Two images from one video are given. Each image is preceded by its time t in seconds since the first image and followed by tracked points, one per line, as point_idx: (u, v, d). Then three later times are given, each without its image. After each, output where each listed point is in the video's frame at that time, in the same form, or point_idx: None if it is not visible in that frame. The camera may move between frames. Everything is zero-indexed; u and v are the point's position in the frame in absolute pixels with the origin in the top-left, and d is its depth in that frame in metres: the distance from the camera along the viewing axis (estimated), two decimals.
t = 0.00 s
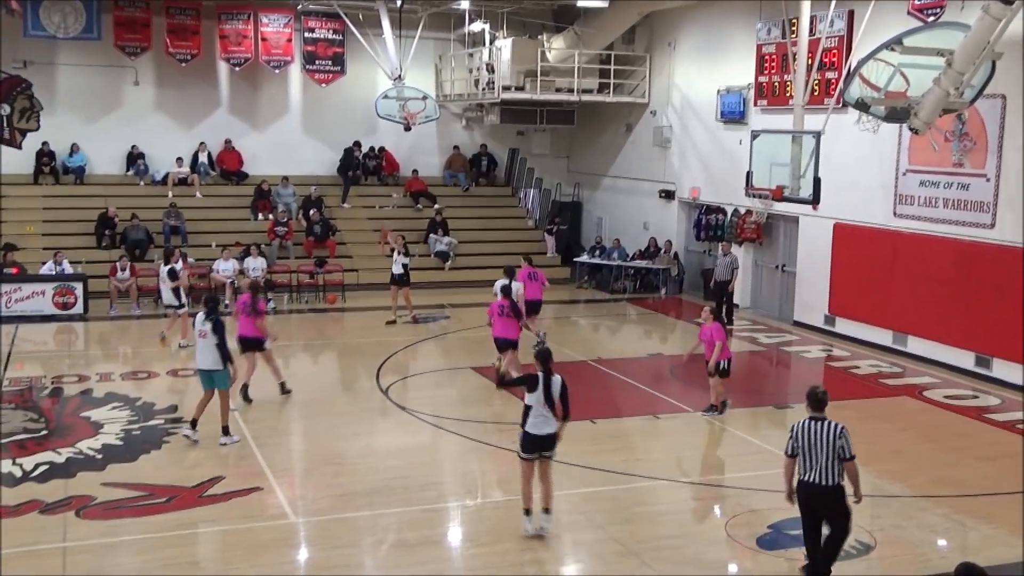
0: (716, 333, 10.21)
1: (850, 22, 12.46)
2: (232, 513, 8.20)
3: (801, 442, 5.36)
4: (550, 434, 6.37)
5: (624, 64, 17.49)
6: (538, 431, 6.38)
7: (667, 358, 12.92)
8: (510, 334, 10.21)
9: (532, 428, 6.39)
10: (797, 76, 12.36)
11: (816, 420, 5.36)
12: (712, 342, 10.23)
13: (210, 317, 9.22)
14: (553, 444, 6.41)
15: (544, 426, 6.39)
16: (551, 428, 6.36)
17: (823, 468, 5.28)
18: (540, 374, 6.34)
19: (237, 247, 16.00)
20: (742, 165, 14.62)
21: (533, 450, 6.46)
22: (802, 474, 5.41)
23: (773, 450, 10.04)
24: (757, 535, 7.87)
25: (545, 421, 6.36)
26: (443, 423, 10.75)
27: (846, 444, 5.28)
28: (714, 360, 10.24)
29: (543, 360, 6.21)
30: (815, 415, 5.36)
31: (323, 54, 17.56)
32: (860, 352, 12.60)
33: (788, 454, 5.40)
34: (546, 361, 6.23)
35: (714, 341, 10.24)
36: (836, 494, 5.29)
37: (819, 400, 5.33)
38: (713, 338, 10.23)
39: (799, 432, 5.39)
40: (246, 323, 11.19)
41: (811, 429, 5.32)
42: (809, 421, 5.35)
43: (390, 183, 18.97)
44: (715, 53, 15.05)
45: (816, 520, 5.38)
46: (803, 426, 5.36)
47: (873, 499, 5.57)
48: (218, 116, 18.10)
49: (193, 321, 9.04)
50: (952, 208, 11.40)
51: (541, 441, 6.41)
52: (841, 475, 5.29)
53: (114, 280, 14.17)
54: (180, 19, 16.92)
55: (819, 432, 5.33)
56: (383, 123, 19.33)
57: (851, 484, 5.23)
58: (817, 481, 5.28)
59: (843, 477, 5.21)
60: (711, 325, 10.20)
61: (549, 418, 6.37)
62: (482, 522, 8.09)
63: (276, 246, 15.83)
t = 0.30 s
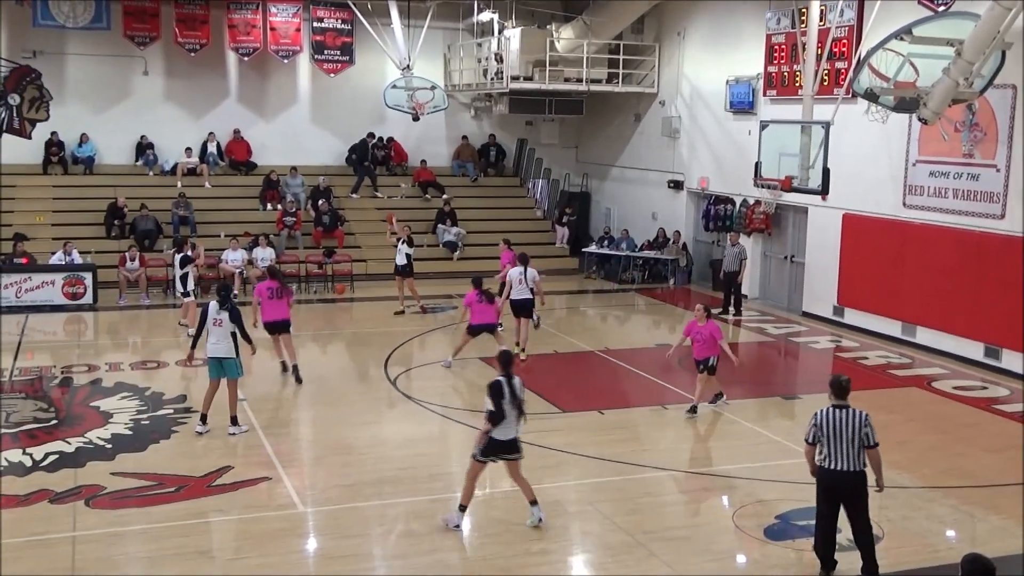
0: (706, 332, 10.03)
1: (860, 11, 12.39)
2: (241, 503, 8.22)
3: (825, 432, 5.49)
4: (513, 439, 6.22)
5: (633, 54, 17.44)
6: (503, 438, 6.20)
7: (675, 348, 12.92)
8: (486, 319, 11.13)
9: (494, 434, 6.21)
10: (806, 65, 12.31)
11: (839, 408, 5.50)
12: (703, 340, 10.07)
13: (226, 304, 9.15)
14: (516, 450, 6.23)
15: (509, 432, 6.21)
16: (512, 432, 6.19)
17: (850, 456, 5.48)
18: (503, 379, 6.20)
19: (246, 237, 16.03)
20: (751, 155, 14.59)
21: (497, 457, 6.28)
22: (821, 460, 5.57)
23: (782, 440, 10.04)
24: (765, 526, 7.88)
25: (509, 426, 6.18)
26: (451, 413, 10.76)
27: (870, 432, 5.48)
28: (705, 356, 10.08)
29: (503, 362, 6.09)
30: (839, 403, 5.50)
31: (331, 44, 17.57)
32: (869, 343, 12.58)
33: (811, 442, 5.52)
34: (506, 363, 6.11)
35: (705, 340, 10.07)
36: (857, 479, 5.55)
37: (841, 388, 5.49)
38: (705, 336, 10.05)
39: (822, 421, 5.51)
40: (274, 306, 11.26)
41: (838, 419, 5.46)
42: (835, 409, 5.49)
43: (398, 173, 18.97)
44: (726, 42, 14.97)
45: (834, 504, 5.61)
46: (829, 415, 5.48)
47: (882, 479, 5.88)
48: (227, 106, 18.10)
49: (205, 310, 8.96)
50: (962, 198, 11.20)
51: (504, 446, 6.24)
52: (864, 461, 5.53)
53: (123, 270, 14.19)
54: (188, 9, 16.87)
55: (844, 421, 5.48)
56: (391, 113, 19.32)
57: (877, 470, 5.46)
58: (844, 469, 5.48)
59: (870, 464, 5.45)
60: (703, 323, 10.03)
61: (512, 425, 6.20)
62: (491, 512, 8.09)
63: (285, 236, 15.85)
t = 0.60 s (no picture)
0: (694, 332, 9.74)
1: (870, 10, 12.28)
2: (248, 502, 8.23)
3: (851, 432, 5.51)
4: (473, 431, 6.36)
5: (643, 53, 17.44)
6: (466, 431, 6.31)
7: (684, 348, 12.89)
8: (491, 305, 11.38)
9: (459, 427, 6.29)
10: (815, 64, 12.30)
11: (865, 409, 5.54)
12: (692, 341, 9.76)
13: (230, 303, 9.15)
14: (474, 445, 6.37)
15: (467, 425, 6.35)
16: (473, 427, 6.34)
17: (872, 456, 5.52)
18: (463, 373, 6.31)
19: (256, 237, 16.05)
20: (761, 154, 14.57)
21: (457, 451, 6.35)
22: (841, 459, 5.59)
23: (790, 441, 10.01)
24: (772, 527, 7.85)
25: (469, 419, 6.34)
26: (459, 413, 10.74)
27: (893, 433, 5.54)
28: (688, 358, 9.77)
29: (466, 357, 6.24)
30: (864, 404, 5.53)
31: (342, 43, 17.49)
32: (879, 343, 12.55)
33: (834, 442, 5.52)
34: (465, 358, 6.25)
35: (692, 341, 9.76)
36: (877, 480, 5.58)
37: (866, 390, 5.53)
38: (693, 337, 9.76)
39: (847, 420, 5.54)
40: (273, 299, 11.40)
41: (863, 419, 5.49)
42: (861, 409, 5.52)
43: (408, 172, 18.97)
44: (735, 41, 14.95)
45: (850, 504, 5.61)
46: (856, 415, 5.51)
47: (895, 483, 5.94)
48: (237, 106, 18.14)
49: (209, 310, 8.93)
50: (973, 198, 11.34)
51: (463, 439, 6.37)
52: (884, 462, 5.56)
53: (133, 269, 14.24)
54: (199, 9, 16.94)
55: (869, 422, 5.52)
56: (401, 113, 19.34)
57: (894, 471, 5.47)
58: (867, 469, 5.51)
59: (890, 465, 5.47)
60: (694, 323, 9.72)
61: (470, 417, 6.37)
62: (498, 512, 8.09)
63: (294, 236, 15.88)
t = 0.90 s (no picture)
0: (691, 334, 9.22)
1: (895, 5, 11.88)
2: (269, 499, 8.25)
3: (887, 427, 5.48)
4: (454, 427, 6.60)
5: (666, 50, 17.36)
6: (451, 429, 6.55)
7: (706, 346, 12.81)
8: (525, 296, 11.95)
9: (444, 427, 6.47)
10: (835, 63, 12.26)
11: (902, 408, 5.52)
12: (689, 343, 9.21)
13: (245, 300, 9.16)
14: (451, 441, 6.61)
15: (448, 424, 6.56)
16: (453, 425, 6.58)
17: (906, 455, 5.48)
18: (445, 374, 6.37)
19: (278, 234, 16.06)
20: (782, 152, 14.54)
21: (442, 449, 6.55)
22: (875, 459, 5.53)
23: (811, 440, 9.95)
24: (792, 527, 7.80)
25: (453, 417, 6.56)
26: (479, 411, 10.73)
27: (927, 435, 5.51)
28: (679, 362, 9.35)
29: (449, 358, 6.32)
30: (902, 403, 5.52)
31: (363, 41, 17.56)
32: (903, 342, 12.43)
33: (869, 437, 5.49)
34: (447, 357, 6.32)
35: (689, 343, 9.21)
36: (908, 481, 5.52)
37: (903, 389, 5.53)
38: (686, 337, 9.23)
39: (884, 417, 5.52)
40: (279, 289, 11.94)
41: (901, 415, 5.49)
42: (898, 407, 5.50)
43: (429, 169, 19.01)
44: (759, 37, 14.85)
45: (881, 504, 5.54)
46: (893, 411, 5.49)
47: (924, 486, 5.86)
48: (259, 104, 18.30)
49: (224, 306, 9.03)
50: (998, 194, 11.08)
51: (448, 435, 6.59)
52: (916, 463, 5.52)
53: (156, 266, 14.31)
54: (222, 7, 16.96)
55: (906, 420, 5.50)
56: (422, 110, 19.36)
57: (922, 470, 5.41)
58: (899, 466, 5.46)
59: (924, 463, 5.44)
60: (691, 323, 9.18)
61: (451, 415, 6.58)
62: (517, 510, 8.09)
63: (316, 233, 15.92)
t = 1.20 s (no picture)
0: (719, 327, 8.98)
1: None
2: (324, 487, 8.33)
3: (951, 423, 5.36)
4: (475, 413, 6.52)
5: (721, 38, 17.20)
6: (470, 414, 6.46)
7: (762, 337, 12.72)
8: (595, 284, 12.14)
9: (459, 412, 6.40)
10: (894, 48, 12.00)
11: (966, 401, 5.36)
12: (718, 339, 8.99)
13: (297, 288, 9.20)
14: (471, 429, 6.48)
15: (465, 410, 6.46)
16: (470, 412, 6.45)
17: (969, 450, 5.37)
18: (460, 359, 6.30)
19: (332, 225, 16.20)
20: (841, 140, 14.32)
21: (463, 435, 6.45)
22: (938, 454, 5.45)
23: (868, 433, 9.82)
24: (850, 520, 7.72)
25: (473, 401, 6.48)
26: (532, 401, 10.75)
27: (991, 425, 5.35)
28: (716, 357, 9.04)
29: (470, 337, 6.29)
30: (967, 396, 5.34)
31: (418, 32, 17.69)
32: (963, 334, 12.22)
33: (933, 434, 5.40)
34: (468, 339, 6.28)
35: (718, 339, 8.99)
36: (972, 474, 5.44)
37: (970, 381, 5.38)
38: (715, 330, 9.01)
39: (948, 412, 5.38)
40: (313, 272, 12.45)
41: (967, 411, 5.33)
42: (962, 401, 5.33)
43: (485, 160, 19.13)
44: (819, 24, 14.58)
45: (945, 500, 5.51)
46: (957, 407, 5.34)
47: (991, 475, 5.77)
48: (315, 94, 18.50)
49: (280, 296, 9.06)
50: None
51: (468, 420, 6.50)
52: (979, 456, 5.40)
53: (214, 256, 14.60)
54: None
55: (969, 414, 5.35)
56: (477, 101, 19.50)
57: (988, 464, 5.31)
58: (961, 463, 5.37)
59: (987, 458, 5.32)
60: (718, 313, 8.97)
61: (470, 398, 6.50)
62: (572, 500, 8.09)
63: (371, 224, 16.22)
